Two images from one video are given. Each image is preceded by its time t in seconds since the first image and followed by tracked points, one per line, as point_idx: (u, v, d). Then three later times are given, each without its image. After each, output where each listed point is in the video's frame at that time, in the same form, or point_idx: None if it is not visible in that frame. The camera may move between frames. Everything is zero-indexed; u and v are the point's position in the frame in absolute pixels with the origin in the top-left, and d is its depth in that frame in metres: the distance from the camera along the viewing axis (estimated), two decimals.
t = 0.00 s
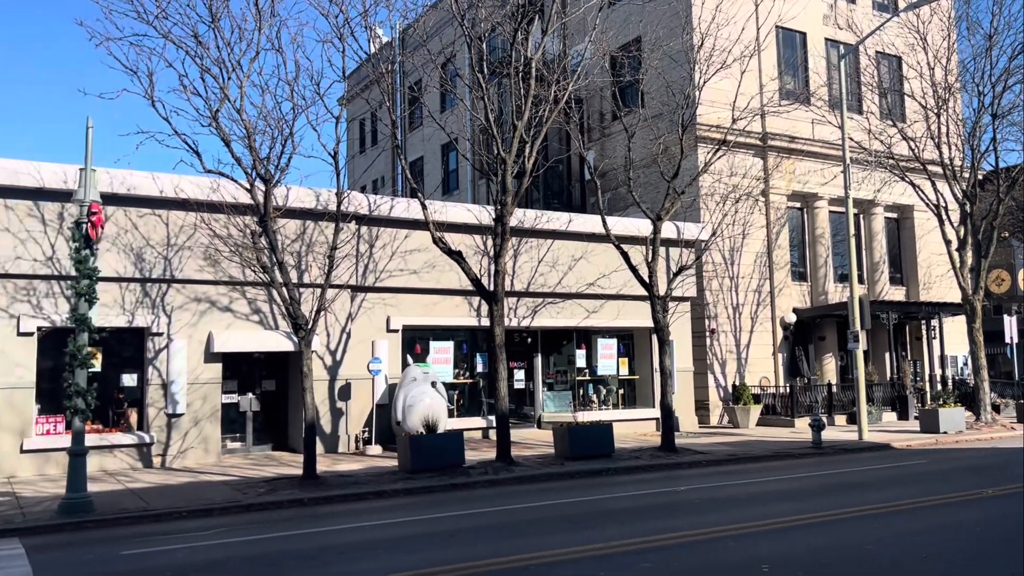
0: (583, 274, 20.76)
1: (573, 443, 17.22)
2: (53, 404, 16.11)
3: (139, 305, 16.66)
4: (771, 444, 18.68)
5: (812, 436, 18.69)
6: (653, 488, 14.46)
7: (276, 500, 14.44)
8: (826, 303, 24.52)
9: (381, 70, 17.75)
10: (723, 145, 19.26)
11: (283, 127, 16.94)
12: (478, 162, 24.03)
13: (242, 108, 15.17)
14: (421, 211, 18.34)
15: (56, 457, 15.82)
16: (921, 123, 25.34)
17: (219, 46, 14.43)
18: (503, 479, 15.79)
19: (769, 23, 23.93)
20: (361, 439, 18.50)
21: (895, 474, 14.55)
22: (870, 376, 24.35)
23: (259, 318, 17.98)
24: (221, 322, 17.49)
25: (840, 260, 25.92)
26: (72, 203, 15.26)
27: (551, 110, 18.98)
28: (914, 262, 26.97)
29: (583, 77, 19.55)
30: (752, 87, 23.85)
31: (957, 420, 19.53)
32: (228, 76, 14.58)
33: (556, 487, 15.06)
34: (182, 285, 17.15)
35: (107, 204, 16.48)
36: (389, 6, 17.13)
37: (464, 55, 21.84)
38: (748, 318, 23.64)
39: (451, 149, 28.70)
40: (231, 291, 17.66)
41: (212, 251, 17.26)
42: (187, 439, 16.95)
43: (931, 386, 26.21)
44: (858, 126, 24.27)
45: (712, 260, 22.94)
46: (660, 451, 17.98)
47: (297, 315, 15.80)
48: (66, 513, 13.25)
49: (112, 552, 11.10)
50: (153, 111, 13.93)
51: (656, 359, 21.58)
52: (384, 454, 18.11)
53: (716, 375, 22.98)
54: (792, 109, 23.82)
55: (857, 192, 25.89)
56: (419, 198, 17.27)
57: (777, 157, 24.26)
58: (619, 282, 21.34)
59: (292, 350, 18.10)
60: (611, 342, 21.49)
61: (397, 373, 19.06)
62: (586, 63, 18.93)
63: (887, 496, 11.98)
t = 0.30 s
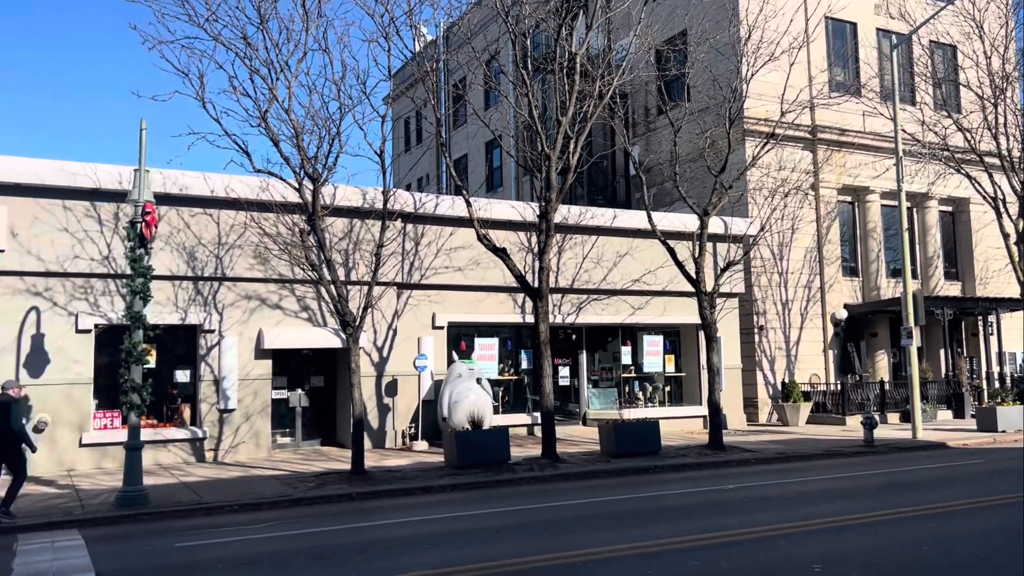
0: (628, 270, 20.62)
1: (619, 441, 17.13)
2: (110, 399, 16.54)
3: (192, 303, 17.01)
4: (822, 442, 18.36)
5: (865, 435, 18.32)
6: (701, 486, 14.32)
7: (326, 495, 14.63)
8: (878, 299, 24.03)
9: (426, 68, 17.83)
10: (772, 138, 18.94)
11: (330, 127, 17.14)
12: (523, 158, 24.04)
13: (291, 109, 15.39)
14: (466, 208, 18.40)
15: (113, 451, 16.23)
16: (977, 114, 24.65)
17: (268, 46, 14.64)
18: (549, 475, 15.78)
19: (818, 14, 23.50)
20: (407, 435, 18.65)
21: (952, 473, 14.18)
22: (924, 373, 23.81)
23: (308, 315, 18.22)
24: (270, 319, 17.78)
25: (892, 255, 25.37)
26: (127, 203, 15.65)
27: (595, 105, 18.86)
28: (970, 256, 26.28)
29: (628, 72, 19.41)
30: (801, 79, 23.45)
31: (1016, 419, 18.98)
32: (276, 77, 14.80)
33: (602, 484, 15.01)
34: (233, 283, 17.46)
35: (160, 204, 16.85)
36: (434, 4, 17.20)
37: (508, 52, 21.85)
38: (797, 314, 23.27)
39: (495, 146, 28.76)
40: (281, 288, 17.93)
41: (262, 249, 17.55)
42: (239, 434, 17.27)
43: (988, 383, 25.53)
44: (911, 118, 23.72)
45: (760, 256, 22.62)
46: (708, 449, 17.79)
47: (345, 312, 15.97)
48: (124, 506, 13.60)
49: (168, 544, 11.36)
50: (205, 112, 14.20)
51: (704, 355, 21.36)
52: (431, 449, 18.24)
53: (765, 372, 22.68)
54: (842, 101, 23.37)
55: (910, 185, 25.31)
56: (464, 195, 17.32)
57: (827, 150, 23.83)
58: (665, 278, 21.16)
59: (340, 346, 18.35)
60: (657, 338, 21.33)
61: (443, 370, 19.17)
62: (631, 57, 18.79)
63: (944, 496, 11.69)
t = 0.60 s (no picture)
0: (675, 266, 20.44)
1: (667, 439, 16.99)
2: (165, 395, 16.92)
3: (243, 301, 17.32)
4: (876, 441, 17.99)
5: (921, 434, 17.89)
6: (752, 485, 14.13)
7: (374, 491, 14.78)
8: (934, 295, 23.45)
9: (472, 66, 17.89)
10: (823, 130, 18.59)
11: (378, 126, 17.30)
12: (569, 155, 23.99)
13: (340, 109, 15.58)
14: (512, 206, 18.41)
15: (168, 445, 16.60)
16: None
17: (317, 47, 14.83)
18: (596, 473, 15.71)
19: (870, 4, 23.01)
20: (454, 431, 18.74)
21: (1013, 474, 13.77)
22: (983, 371, 23.18)
23: (356, 313, 18.41)
24: (320, 317, 18.02)
25: (948, 250, 24.73)
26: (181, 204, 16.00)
27: (642, 100, 18.72)
28: None
29: (675, 66, 19.22)
30: (853, 71, 23.00)
31: None
32: (324, 77, 14.98)
33: (650, 482, 14.90)
34: (283, 281, 17.73)
35: (213, 204, 17.19)
36: (480, 2, 17.24)
37: (553, 48, 21.80)
38: (849, 310, 22.84)
39: (541, 143, 28.74)
40: (330, 286, 18.15)
41: (311, 248, 17.79)
42: (289, 430, 17.54)
43: None
44: (968, 109, 23.10)
45: (811, 252, 22.25)
46: (758, 447, 17.55)
47: (393, 309, 16.09)
48: (180, 499, 13.91)
49: (222, 537, 11.58)
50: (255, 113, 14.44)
51: (753, 353, 21.06)
52: (477, 446, 18.30)
53: (816, 369, 22.29)
54: (896, 92, 22.86)
55: (967, 178, 24.65)
56: (510, 192, 17.33)
57: (880, 143, 23.33)
58: (713, 275, 20.91)
59: (388, 344, 18.51)
60: (705, 335, 21.11)
61: (489, 367, 19.22)
62: (678, 52, 18.60)
63: (1005, 498, 11.35)
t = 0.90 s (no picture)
0: (725, 263, 20.19)
1: (717, 438, 16.81)
2: (219, 392, 17.27)
3: (295, 300, 17.59)
4: (935, 442, 17.54)
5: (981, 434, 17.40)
6: (804, 485, 13.89)
7: (423, 487, 14.90)
8: (994, 291, 22.78)
9: (519, 64, 17.90)
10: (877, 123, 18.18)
11: (425, 125, 17.41)
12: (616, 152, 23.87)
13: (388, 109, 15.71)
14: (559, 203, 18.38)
15: (222, 441, 16.96)
16: None
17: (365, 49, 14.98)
18: (645, 472, 15.61)
19: None
20: (502, 429, 18.78)
21: None
22: None
23: (405, 311, 18.55)
24: (369, 315, 18.21)
25: (1010, 244, 23.99)
26: (234, 204, 16.29)
27: (690, 95, 18.51)
28: None
29: (724, 61, 18.97)
30: (908, 63, 22.46)
31: None
32: (372, 78, 15.13)
33: (700, 482, 14.76)
34: (333, 280, 17.96)
35: (265, 204, 17.51)
36: None
37: (600, 44, 21.70)
38: (905, 307, 22.32)
39: (588, 140, 28.65)
40: (379, 285, 18.34)
41: (360, 247, 17.98)
42: (340, 426, 17.77)
43: None
44: None
45: (865, 247, 21.79)
46: (811, 447, 17.25)
47: (440, 307, 16.16)
48: (235, 494, 14.20)
49: (275, 532, 11.79)
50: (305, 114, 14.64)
51: (805, 351, 20.70)
52: (525, 444, 18.32)
53: (871, 367, 21.85)
54: (954, 83, 22.25)
55: None
56: (557, 190, 17.29)
57: (936, 135, 22.73)
58: (763, 272, 20.61)
59: (436, 342, 18.62)
60: (756, 333, 20.83)
61: (536, 365, 19.23)
62: (727, 46, 18.36)
63: None
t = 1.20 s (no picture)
0: (777, 260, 19.88)
1: (770, 438, 16.56)
2: (274, 389, 17.54)
3: (346, 298, 17.81)
4: (997, 443, 17.04)
5: None
6: (861, 486, 13.61)
7: (473, 485, 14.96)
8: None
9: (566, 62, 17.85)
10: (936, 115, 17.68)
11: (473, 125, 17.49)
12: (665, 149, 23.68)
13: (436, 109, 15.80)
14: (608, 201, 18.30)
15: (276, 438, 17.24)
16: None
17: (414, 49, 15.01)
18: (696, 472, 15.45)
19: None
20: (551, 427, 18.77)
21: None
22: None
23: (453, 310, 18.65)
24: (418, 313, 18.35)
25: None
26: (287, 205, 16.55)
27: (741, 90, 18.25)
28: None
29: (775, 54, 18.67)
30: (967, 53, 21.83)
31: None
32: (422, 78, 15.24)
33: (753, 482, 14.55)
34: (383, 279, 18.15)
35: (317, 205, 17.78)
36: None
37: (648, 40, 21.52)
38: (965, 304, 21.72)
39: (635, 137, 28.47)
40: (428, 284, 18.48)
41: (410, 246, 18.13)
42: (391, 423, 17.94)
43: None
44: None
45: (923, 243, 21.26)
46: (867, 448, 16.89)
47: (489, 306, 16.20)
48: (289, 490, 14.44)
49: (328, 527, 11.96)
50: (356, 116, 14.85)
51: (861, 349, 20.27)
52: (574, 443, 18.28)
53: (929, 366, 21.33)
54: (1016, 73, 21.56)
55: None
56: (606, 187, 17.20)
57: (998, 127, 22.06)
58: (817, 268, 20.24)
59: (484, 340, 18.69)
60: (810, 332, 20.46)
61: (585, 363, 19.16)
62: (779, 39, 18.06)
63: None
